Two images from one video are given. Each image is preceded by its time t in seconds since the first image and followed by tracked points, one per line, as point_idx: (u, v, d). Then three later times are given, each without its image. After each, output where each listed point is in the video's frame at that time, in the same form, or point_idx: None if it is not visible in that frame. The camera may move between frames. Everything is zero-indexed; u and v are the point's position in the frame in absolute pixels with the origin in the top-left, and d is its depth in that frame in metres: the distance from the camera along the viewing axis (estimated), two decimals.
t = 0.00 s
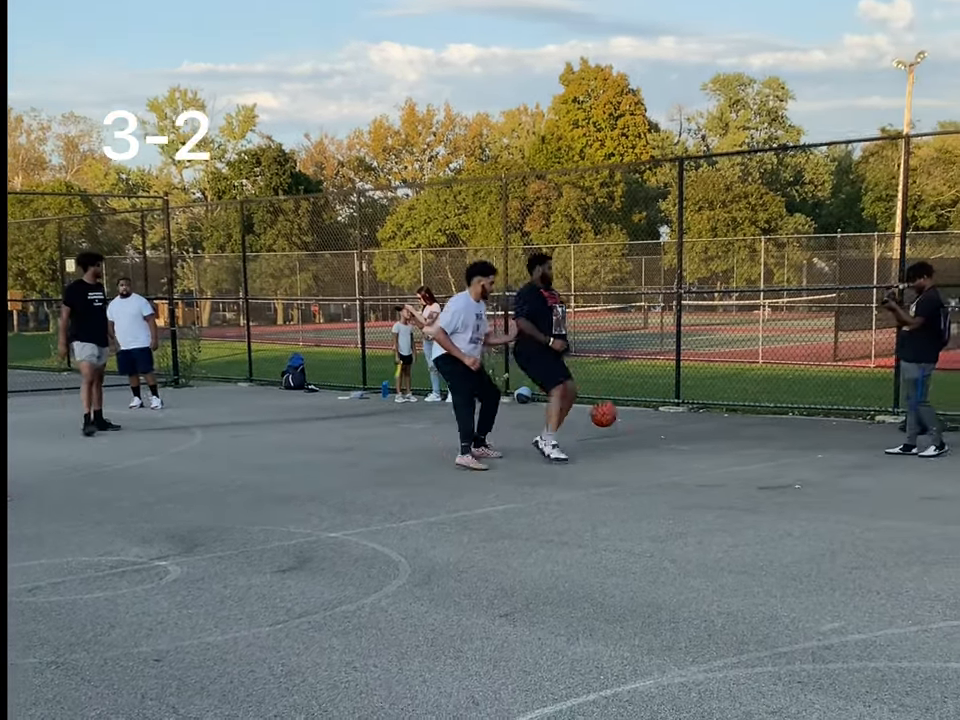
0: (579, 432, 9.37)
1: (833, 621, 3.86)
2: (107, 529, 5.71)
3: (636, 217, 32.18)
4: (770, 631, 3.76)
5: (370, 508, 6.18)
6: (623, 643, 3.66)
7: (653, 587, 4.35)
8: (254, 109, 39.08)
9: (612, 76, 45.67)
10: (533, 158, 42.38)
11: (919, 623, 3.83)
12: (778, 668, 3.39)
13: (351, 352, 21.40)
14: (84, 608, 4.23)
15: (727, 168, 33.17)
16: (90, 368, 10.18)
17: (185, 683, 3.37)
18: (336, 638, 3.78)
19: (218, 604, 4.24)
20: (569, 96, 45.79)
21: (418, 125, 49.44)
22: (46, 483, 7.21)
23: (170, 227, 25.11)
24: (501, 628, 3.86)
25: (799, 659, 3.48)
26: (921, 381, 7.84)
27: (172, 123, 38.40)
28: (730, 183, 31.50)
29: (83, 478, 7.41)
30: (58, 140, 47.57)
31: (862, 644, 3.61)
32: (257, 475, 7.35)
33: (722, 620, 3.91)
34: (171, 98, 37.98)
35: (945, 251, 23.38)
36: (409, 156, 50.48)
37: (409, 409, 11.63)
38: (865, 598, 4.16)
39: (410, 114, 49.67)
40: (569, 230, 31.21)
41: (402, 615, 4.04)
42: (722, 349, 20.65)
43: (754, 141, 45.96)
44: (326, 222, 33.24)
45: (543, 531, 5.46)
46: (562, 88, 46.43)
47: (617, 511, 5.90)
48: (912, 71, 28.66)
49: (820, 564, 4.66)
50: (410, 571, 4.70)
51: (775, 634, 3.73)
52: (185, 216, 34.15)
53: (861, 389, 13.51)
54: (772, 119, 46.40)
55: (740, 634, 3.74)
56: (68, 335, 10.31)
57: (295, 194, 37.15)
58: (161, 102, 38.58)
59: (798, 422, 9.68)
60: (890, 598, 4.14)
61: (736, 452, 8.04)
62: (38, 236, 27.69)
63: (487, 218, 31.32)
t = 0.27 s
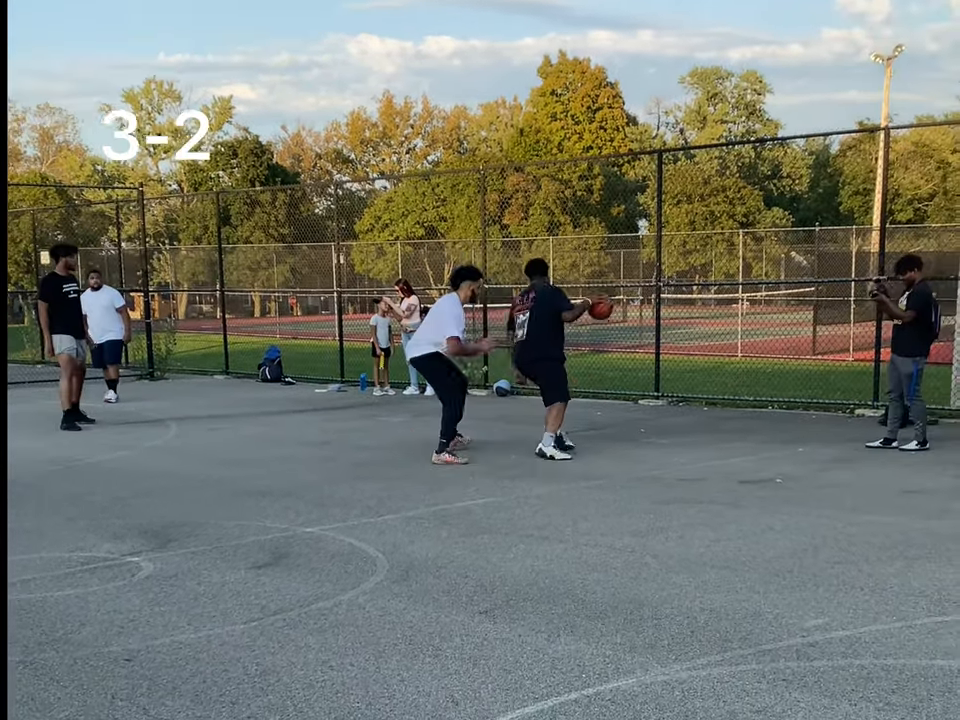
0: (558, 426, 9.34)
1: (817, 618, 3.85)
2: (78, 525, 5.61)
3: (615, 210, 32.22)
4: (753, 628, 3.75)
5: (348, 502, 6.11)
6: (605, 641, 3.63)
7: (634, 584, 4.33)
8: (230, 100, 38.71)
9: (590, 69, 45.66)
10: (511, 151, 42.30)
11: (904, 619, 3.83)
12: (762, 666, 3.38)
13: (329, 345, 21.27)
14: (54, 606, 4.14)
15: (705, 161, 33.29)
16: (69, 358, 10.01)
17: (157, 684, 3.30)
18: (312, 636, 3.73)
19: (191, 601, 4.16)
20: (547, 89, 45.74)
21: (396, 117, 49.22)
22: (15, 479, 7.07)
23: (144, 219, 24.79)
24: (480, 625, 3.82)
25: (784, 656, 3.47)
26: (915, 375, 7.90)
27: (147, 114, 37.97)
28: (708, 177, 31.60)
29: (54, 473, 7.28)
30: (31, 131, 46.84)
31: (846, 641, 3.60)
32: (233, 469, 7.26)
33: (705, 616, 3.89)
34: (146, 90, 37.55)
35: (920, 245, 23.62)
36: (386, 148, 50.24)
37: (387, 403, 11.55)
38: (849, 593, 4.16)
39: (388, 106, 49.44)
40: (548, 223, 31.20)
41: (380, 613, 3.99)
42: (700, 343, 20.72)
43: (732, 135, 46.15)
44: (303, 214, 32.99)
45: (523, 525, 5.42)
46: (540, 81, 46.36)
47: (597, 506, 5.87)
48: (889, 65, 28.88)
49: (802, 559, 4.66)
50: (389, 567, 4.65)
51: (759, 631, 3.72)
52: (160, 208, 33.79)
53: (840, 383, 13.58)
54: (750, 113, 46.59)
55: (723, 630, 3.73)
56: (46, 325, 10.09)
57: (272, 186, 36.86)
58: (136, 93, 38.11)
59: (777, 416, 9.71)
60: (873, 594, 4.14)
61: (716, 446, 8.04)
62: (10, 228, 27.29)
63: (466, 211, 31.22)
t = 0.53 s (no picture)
0: (547, 424, 9.32)
1: (814, 621, 3.84)
2: (61, 524, 5.53)
3: (603, 207, 32.20)
4: (749, 631, 3.73)
5: (336, 501, 6.06)
6: (599, 644, 3.60)
7: (627, 585, 4.30)
8: (217, 95, 38.48)
9: (578, 66, 45.64)
10: (499, 147, 42.26)
11: (901, 621, 3.82)
12: (760, 671, 3.36)
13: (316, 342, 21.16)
14: (34, 608, 4.07)
15: (692, 159, 33.33)
16: (49, 354, 9.91)
17: (140, 689, 3.25)
18: (300, 639, 3.68)
19: (175, 603, 4.11)
20: (536, 86, 45.67)
21: (383, 113, 49.08)
22: None
23: (129, 214, 24.58)
24: (471, 627, 3.79)
25: (780, 660, 3.45)
26: (915, 374, 7.91)
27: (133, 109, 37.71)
28: (696, 175, 31.64)
29: (37, 470, 7.20)
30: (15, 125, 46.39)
31: (844, 644, 3.59)
32: (219, 467, 7.20)
33: (699, 619, 3.87)
34: (133, 85, 37.28)
35: (907, 243, 23.70)
36: (374, 144, 50.11)
37: (376, 400, 11.50)
38: (846, 595, 4.15)
39: (375, 102, 49.29)
40: (536, 221, 31.19)
41: (368, 615, 3.95)
42: (689, 340, 20.74)
43: (720, 133, 46.22)
44: (291, 210, 32.83)
45: (514, 525, 5.38)
46: (528, 78, 46.30)
47: (589, 505, 5.84)
48: (878, 63, 28.97)
49: (796, 560, 4.65)
50: (377, 567, 4.61)
51: (755, 634, 3.70)
52: (146, 204, 33.56)
53: (829, 380, 13.61)
54: (737, 111, 46.67)
55: (718, 634, 3.71)
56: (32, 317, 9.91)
57: (259, 182, 36.67)
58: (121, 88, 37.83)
59: (768, 414, 9.71)
60: (870, 596, 4.13)
61: (706, 444, 8.03)
62: None
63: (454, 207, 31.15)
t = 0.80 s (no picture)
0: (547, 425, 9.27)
1: (821, 629, 3.80)
2: (56, 525, 5.48)
3: (601, 207, 32.15)
4: (754, 640, 3.69)
5: (334, 503, 6.02)
6: (601, 652, 3.56)
7: (629, 591, 4.26)
8: (216, 93, 38.42)
9: (577, 65, 45.60)
10: (498, 146, 42.19)
11: (910, 630, 3.78)
12: (766, 681, 3.32)
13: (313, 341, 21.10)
14: (26, 612, 4.01)
15: (691, 158, 33.31)
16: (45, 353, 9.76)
17: (133, 698, 3.19)
18: (296, 646, 3.63)
19: (170, 608, 4.06)
20: (534, 85, 45.57)
21: (382, 112, 49.01)
22: None
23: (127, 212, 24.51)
24: (471, 635, 3.74)
25: (787, 670, 3.40)
26: (922, 376, 7.87)
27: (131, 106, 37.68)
28: (694, 174, 31.59)
29: (31, 470, 7.14)
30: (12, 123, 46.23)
31: (851, 654, 3.55)
32: (215, 468, 7.15)
33: (703, 626, 3.83)
34: (130, 82, 37.20)
35: (906, 243, 23.66)
36: (372, 143, 50.02)
37: (373, 400, 11.46)
38: (852, 602, 4.11)
39: (373, 101, 49.22)
40: (534, 219, 31.18)
41: (366, 621, 3.90)
42: (687, 340, 20.70)
43: (719, 133, 46.19)
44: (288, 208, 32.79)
45: (514, 528, 5.34)
46: (527, 77, 46.22)
47: (590, 508, 5.80)
48: (878, 63, 28.92)
49: (800, 566, 4.61)
50: (375, 572, 4.56)
51: (760, 642, 3.66)
52: (144, 201, 33.48)
53: (829, 382, 13.56)
54: (737, 111, 46.64)
55: (722, 642, 3.66)
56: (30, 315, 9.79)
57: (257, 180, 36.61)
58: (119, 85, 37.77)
59: (769, 416, 9.69)
60: (877, 603, 4.08)
61: (706, 446, 7.99)
62: None
63: (452, 206, 31.08)
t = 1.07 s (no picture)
0: (555, 426, 9.22)
1: (835, 636, 3.75)
2: (59, 526, 5.46)
3: (611, 207, 32.08)
4: (766, 647, 3.64)
5: (340, 504, 5.99)
6: (610, 659, 3.52)
7: (639, 596, 4.22)
8: (226, 94, 38.51)
9: (586, 66, 45.54)
10: (507, 147, 42.16)
11: (926, 638, 3.72)
12: (779, 689, 3.27)
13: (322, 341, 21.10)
14: (26, 615, 3.99)
15: (701, 159, 33.22)
16: (46, 353, 9.83)
17: (133, 703, 3.16)
18: (300, 651, 3.60)
19: (171, 611, 4.03)
20: (544, 85, 45.44)
21: (392, 112, 49.04)
22: None
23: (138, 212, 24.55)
24: (477, 640, 3.70)
25: (801, 679, 3.35)
26: (934, 377, 7.79)
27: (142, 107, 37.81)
28: (704, 175, 31.49)
29: (36, 470, 7.13)
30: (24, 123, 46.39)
31: (866, 662, 3.50)
32: (221, 468, 7.14)
33: (715, 633, 3.78)
34: (141, 82, 37.29)
35: (917, 245, 23.53)
36: (382, 143, 50.04)
37: (381, 400, 11.43)
38: (866, 609, 4.06)
39: (383, 101, 49.26)
40: (543, 220, 31.16)
41: (371, 625, 3.87)
42: (697, 341, 20.62)
43: (729, 134, 46.04)
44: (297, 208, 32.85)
45: (522, 531, 5.30)
46: (537, 78, 46.13)
47: (598, 511, 5.76)
48: (888, 64, 28.77)
49: (812, 571, 4.56)
50: (380, 575, 4.53)
51: (772, 650, 3.61)
52: (154, 200, 33.56)
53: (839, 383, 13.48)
54: (747, 112, 46.49)
55: (734, 649, 3.62)
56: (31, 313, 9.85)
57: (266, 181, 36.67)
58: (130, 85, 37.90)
59: (779, 418, 9.63)
60: (892, 610, 4.03)
61: (716, 448, 7.93)
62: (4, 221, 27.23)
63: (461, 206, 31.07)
